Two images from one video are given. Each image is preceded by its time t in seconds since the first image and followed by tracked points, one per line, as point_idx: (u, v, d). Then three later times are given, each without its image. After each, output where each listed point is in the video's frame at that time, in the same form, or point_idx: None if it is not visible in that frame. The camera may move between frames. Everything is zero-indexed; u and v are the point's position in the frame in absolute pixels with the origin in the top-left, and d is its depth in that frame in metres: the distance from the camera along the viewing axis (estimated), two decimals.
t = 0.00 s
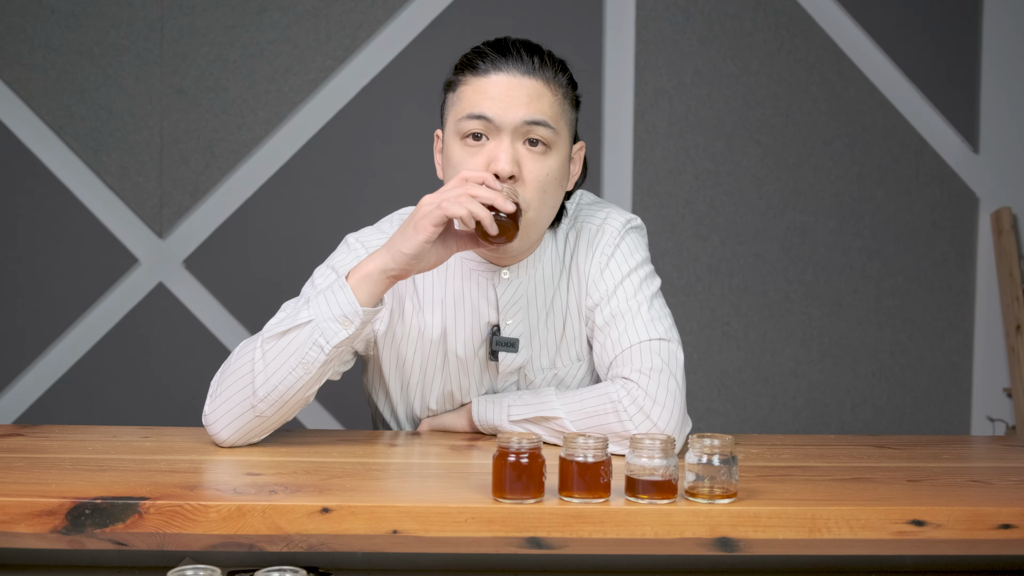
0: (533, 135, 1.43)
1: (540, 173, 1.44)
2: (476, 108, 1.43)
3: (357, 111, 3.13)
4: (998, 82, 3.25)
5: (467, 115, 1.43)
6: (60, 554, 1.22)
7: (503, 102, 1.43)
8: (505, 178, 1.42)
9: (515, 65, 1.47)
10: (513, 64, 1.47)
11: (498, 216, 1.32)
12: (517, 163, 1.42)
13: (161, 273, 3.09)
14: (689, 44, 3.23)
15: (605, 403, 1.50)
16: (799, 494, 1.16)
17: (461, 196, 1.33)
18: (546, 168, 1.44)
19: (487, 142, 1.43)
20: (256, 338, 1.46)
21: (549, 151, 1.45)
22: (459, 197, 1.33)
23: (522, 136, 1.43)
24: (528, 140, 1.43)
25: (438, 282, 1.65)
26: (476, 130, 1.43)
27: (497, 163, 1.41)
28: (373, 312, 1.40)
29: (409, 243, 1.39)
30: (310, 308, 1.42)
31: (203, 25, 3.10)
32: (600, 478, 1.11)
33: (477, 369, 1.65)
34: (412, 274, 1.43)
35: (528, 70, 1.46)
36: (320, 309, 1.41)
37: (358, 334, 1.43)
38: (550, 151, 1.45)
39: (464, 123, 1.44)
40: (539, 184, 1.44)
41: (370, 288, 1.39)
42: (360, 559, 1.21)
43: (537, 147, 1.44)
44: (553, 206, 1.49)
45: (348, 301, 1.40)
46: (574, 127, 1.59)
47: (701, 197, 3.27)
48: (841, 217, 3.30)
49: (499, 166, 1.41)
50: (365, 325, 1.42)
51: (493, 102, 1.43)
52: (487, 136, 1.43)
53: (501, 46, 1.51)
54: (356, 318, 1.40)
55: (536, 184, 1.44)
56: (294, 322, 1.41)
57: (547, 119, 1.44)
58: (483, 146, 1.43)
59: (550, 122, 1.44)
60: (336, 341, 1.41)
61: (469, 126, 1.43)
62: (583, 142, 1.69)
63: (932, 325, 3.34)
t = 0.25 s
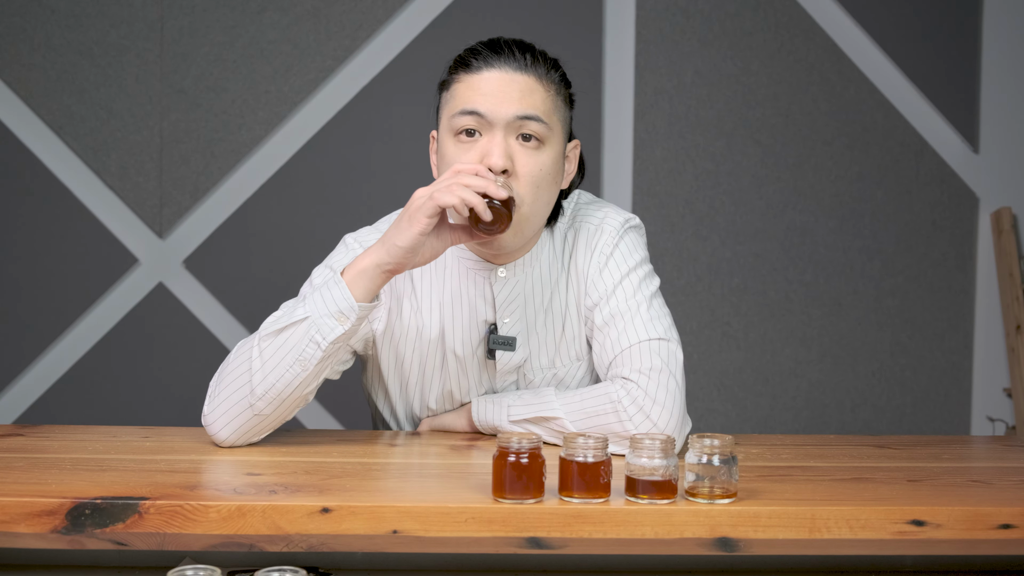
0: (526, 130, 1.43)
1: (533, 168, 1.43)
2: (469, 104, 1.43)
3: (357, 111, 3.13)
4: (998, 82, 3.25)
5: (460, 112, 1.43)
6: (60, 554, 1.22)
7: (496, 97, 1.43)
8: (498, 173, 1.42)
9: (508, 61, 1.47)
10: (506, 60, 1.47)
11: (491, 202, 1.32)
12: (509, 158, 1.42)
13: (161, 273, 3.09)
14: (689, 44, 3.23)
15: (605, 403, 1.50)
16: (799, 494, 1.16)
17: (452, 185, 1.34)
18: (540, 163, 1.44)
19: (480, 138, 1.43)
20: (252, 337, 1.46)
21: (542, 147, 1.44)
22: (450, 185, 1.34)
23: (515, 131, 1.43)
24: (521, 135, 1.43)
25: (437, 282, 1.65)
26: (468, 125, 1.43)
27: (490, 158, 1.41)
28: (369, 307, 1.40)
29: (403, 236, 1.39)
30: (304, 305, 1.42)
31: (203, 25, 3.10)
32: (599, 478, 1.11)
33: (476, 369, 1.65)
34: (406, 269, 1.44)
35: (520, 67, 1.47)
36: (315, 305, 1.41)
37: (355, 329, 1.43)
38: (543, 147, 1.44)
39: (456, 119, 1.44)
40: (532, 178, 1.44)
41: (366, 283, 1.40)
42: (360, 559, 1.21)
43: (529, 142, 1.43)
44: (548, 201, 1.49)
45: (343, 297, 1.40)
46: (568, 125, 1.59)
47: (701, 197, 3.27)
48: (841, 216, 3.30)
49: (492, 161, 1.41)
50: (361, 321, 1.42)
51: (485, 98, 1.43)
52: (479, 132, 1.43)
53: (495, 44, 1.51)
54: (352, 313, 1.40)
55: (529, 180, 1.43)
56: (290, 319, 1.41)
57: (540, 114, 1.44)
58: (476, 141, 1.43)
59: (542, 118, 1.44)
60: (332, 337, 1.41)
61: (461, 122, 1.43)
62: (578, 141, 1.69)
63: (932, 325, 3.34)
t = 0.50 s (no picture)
0: (519, 127, 1.43)
1: (526, 164, 1.43)
2: (461, 102, 1.44)
3: (357, 111, 3.13)
4: (998, 82, 3.25)
5: (452, 110, 1.43)
6: (60, 554, 1.22)
7: (488, 94, 1.43)
8: (491, 168, 1.41)
9: (500, 59, 1.48)
10: (498, 59, 1.48)
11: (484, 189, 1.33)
12: (502, 154, 1.42)
13: (161, 273, 3.09)
14: (689, 44, 3.23)
15: (604, 403, 1.50)
16: (799, 494, 1.16)
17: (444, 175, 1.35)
18: (533, 159, 1.44)
19: (473, 135, 1.43)
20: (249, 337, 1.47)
21: (535, 143, 1.44)
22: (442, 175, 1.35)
23: (508, 128, 1.43)
24: (513, 132, 1.43)
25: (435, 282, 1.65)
26: (461, 122, 1.43)
27: (483, 154, 1.41)
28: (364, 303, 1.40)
29: (397, 230, 1.40)
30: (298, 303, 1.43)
31: (203, 25, 3.10)
32: (600, 478, 1.10)
33: (475, 368, 1.65)
34: (401, 264, 1.43)
35: (512, 64, 1.47)
36: (311, 302, 1.41)
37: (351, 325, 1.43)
38: (536, 143, 1.44)
39: (449, 116, 1.44)
40: (525, 174, 1.44)
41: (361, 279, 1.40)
42: (361, 559, 1.21)
43: (522, 138, 1.44)
44: (541, 198, 1.49)
45: (338, 293, 1.40)
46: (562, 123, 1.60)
47: (701, 197, 3.27)
48: (841, 216, 3.30)
49: (485, 157, 1.41)
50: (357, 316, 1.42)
51: (477, 95, 1.43)
52: (472, 129, 1.43)
53: (488, 44, 1.52)
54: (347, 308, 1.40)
55: (523, 175, 1.43)
56: (285, 317, 1.42)
57: (532, 111, 1.44)
58: (469, 138, 1.43)
59: (535, 114, 1.44)
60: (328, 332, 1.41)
61: (454, 119, 1.43)
62: (572, 138, 1.69)
63: (932, 325, 3.34)
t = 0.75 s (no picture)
0: (513, 124, 1.43)
1: (521, 161, 1.43)
2: (456, 100, 1.43)
3: (357, 111, 3.13)
4: (998, 82, 3.25)
5: (447, 108, 1.44)
6: (60, 554, 1.22)
7: (482, 92, 1.43)
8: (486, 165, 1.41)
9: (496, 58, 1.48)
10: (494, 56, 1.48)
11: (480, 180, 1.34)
12: (497, 151, 1.42)
13: (161, 273, 3.09)
14: (689, 44, 3.23)
15: (604, 403, 1.50)
16: (799, 494, 1.16)
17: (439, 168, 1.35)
18: (529, 157, 1.44)
19: (467, 133, 1.43)
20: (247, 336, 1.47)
21: (530, 140, 1.45)
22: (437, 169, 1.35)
23: (503, 125, 1.43)
24: (509, 129, 1.43)
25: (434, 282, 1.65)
26: (455, 120, 1.43)
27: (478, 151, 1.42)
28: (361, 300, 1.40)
29: (394, 226, 1.40)
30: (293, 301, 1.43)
31: (203, 25, 3.10)
32: (600, 478, 1.10)
33: (474, 368, 1.65)
34: (398, 260, 1.43)
35: (507, 63, 1.47)
36: (306, 299, 1.41)
37: (348, 322, 1.43)
38: (531, 140, 1.44)
39: (444, 115, 1.44)
40: (521, 172, 1.44)
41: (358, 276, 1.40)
42: (361, 559, 1.21)
43: (517, 136, 1.44)
44: (537, 196, 1.48)
45: (334, 290, 1.39)
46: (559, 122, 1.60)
47: (701, 197, 3.27)
48: (841, 216, 3.30)
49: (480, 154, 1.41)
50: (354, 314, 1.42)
51: (472, 93, 1.43)
52: (467, 127, 1.43)
53: (483, 44, 1.52)
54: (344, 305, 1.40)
55: (518, 173, 1.43)
56: (282, 316, 1.42)
57: (527, 109, 1.44)
58: (463, 136, 1.43)
59: (529, 112, 1.44)
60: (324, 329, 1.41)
61: (448, 118, 1.43)
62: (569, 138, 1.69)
63: (932, 325, 3.34)
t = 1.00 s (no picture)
0: (517, 126, 1.43)
1: (525, 163, 1.43)
2: (460, 102, 1.44)
3: (357, 111, 3.13)
4: (998, 81, 3.25)
5: (451, 109, 1.44)
6: (61, 554, 1.22)
7: (486, 94, 1.44)
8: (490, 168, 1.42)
9: (499, 58, 1.48)
10: (497, 57, 1.48)
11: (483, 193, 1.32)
12: (502, 153, 1.43)
13: (162, 273, 3.09)
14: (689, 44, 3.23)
15: (604, 403, 1.50)
16: (799, 494, 1.16)
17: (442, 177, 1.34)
18: (532, 158, 1.44)
19: (471, 134, 1.44)
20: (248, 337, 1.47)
21: (534, 142, 1.45)
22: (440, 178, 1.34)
23: (506, 127, 1.43)
24: (512, 132, 1.43)
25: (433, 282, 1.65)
26: (460, 122, 1.43)
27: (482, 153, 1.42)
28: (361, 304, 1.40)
29: (394, 231, 1.39)
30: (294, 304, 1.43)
31: (203, 25, 3.10)
32: (599, 478, 1.10)
33: (474, 368, 1.65)
34: (399, 265, 1.42)
35: (512, 63, 1.47)
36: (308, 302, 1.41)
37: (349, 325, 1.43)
38: (535, 143, 1.44)
39: (447, 116, 1.44)
40: (524, 174, 1.44)
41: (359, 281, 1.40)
42: (361, 559, 1.21)
43: (521, 138, 1.44)
44: (540, 197, 1.49)
45: (335, 293, 1.39)
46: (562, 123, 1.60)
47: (701, 197, 3.27)
48: (841, 217, 3.30)
49: (484, 157, 1.41)
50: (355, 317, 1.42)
51: (476, 95, 1.43)
52: (471, 128, 1.43)
53: (488, 43, 1.52)
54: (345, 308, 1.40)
55: (522, 175, 1.43)
56: (283, 318, 1.42)
57: (530, 111, 1.44)
58: (467, 137, 1.43)
59: (533, 114, 1.44)
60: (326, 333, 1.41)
61: (453, 119, 1.43)
62: (570, 138, 1.69)
63: (932, 325, 3.34)
